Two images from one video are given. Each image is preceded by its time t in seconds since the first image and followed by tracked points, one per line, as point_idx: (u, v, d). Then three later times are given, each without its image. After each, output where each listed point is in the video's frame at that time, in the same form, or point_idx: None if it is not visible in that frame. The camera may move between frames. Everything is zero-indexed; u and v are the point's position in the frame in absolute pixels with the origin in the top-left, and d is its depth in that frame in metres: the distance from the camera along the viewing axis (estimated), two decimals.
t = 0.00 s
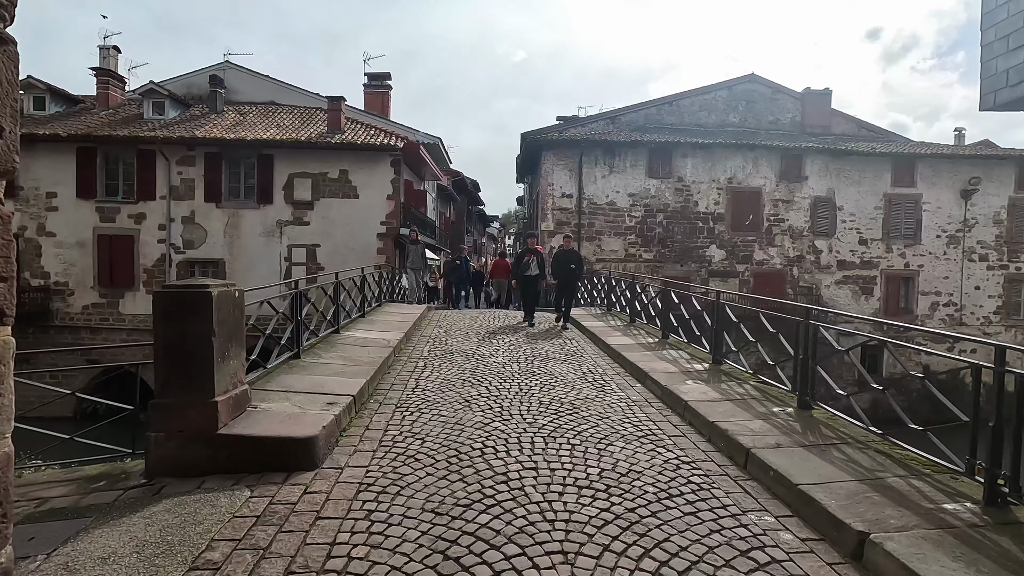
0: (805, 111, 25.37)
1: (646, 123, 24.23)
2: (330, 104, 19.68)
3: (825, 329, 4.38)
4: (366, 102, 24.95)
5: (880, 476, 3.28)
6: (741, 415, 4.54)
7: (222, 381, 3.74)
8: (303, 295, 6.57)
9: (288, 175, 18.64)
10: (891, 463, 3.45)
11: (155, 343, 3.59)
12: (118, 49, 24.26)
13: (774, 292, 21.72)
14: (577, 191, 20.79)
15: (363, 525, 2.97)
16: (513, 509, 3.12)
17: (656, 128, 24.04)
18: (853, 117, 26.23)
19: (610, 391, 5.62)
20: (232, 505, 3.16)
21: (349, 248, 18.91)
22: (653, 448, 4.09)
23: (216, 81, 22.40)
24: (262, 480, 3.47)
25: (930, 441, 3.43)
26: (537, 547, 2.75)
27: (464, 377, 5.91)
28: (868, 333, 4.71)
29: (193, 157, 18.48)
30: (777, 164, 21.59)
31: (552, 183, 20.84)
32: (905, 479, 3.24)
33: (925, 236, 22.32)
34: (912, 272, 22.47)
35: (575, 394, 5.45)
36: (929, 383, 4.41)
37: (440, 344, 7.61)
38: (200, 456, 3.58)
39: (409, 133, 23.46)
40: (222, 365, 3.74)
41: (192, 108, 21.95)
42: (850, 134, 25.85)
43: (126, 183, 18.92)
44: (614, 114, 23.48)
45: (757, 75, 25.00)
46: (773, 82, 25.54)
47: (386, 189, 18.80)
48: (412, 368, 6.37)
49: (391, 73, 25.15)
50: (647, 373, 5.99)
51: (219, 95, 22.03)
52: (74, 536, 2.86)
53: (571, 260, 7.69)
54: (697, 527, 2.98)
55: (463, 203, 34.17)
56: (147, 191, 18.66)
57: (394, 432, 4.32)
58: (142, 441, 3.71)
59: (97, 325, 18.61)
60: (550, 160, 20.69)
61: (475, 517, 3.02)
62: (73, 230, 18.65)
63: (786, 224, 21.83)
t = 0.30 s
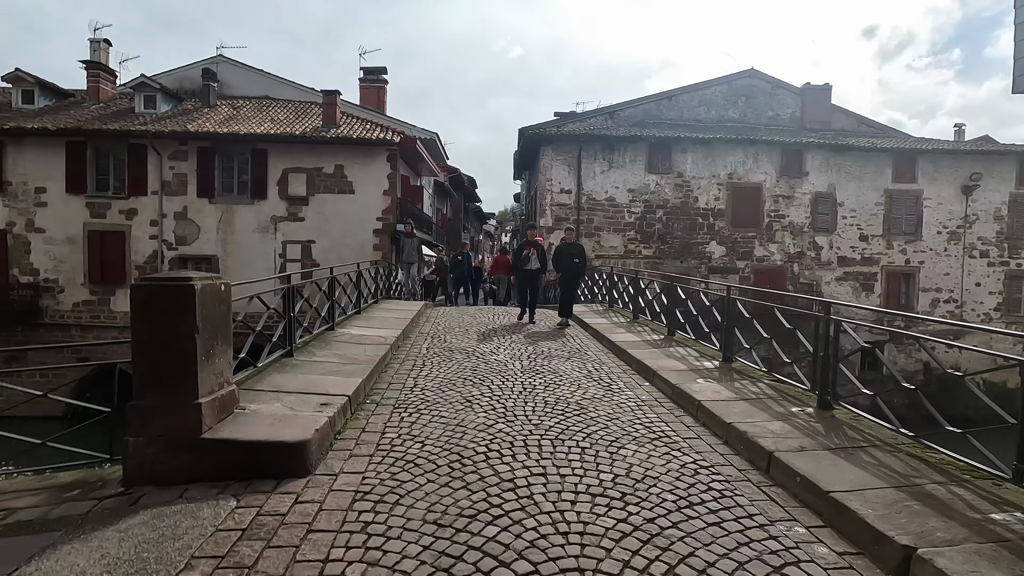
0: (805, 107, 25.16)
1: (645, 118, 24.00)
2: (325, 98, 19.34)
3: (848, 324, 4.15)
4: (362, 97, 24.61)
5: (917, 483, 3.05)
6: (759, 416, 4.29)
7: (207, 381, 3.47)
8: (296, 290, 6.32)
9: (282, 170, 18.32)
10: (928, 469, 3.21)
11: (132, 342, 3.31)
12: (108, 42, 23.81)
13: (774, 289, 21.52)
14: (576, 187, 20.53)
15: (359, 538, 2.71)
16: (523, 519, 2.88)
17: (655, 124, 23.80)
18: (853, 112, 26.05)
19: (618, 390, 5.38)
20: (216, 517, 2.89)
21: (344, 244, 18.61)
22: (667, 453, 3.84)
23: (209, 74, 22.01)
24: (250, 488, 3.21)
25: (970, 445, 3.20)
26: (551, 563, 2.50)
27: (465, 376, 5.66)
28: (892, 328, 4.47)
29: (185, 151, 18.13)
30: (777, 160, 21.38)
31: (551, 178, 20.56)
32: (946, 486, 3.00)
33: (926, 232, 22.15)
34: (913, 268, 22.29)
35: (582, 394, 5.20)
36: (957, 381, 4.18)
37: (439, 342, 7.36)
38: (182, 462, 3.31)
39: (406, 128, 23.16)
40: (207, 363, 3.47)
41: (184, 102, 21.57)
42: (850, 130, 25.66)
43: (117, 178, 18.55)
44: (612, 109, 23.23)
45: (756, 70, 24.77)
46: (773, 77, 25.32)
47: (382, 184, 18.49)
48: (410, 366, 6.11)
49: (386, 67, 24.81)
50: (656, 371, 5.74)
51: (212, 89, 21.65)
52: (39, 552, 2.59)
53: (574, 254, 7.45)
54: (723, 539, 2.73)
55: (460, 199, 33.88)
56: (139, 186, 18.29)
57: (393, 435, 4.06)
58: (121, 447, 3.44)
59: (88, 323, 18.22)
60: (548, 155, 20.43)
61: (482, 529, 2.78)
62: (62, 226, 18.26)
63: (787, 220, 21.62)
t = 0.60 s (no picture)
0: (804, 103, 24.97)
1: (643, 114, 23.76)
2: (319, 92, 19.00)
3: (871, 327, 3.93)
4: (357, 92, 24.26)
5: (957, 500, 2.83)
6: (778, 423, 4.07)
7: (189, 390, 3.21)
8: (288, 291, 6.06)
9: (276, 166, 17.99)
10: (967, 484, 2.99)
11: (107, 348, 3.05)
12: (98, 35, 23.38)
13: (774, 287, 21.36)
14: (575, 183, 20.28)
15: (354, 565, 2.47)
16: (533, 543, 2.64)
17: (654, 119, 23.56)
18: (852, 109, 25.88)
19: (625, 395, 5.14)
20: (196, 542, 2.64)
21: (339, 241, 18.31)
22: (683, 465, 3.61)
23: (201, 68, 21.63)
24: (235, 507, 2.96)
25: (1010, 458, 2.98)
26: None
27: (466, 379, 5.41)
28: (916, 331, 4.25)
29: (176, 146, 17.78)
30: (777, 156, 21.19)
31: (549, 174, 20.28)
32: (987, 504, 2.79)
33: (926, 230, 22.02)
34: (912, 266, 22.17)
35: (588, 399, 4.97)
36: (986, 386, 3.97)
37: (437, 343, 7.10)
38: (162, 479, 3.06)
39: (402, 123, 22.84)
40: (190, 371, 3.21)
41: (176, 97, 21.18)
42: (849, 126, 25.50)
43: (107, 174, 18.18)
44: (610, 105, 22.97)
45: (756, 65, 24.55)
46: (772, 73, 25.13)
47: (377, 180, 18.18)
48: (408, 369, 5.86)
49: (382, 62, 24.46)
50: (663, 375, 5.52)
51: (204, 84, 21.27)
52: None
53: (577, 254, 7.22)
54: (752, 565, 2.50)
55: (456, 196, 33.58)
56: (129, 182, 17.94)
57: (390, 446, 3.82)
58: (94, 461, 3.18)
59: (78, 321, 17.87)
60: (546, 151, 20.16)
61: (489, 554, 2.54)
62: (51, 223, 17.88)
63: (786, 217, 21.43)
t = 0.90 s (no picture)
0: (803, 99, 24.79)
1: (642, 110, 23.54)
2: (315, 87, 18.70)
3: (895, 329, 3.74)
4: (353, 87, 23.96)
5: (999, 517, 2.64)
6: (797, 429, 3.88)
7: (171, 398, 2.98)
8: (281, 289, 5.82)
9: (271, 161, 17.72)
10: (1005, 497, 2.80)
11: (81, 354, 2.81)
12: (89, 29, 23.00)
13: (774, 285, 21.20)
14: (574, 180, 20.05)
15: None
16: (545, 565, 2.43)
17: (653, 116, 23.35)
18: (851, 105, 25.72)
19: (634, 398, 4.93)
20: (176, 564, 2.42)
21: (335, 238, 18.04)
22: (699, 476, 3.40)
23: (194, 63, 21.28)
24: (221, 525, 2.74)
25: None
26: None
27: (466, 381, 5.20)
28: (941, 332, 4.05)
29: (169, 142, 17.48)
30: (777, 153, 21.01)
31: (547, 171, 20.04)
32: None
33: (926, 227, 21.89)
34: (912, 263, 22.05)
35: (594, 402, 4.77)
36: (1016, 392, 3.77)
37: (436, 343, 6.89)
38: (141, 494, 2.82)
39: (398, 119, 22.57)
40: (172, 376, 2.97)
41: (168, 92, 20.84)
42: (849, 123, 25.34)
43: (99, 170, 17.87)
44: (609, 101, 22.73)
45: (755, 61, 24.35)
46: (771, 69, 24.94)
47: (374, 177, 17.92)
48: (406, 371, 5.65)
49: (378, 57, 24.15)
50: (672, 376, 5.31)
51: (198, 78, 20.94)
52: None
53: (582, 249, 7.02)
54: None
55: (453, 192, 33.29)
56: (121, 178, 17.62)
57: (387, 454, 3.61)
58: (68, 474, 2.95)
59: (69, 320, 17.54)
60: (544, 147, 19.92)
61: None
62: (41, 219, 17.54)
63: (787, 214, 21.27)
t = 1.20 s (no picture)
0: (809, 94, 24.46)
1: (646, 105, 23.24)
2: (314, 82, 18.43)
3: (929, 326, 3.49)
4: (353, 82, 23.68)
5: None
6: (823, 433, 3.63)
7: (148, 401, 2.73)
8: (275, 285, 5.58)
9: (271, 157, 17.48)
10: None
11: (49, 352, 2.57)
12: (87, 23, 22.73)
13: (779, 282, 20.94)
14: (577, 175, 19.76)
15: None
16: None
17: (657, 110, 23.06)
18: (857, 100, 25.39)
19: (645, 400, 4.68)
20: None
21: (335, 234, 17.80)
22: (720, 484, 3.15)
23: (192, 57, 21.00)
24: (202, 540, 2.50)
25: None
26: None
27: (469, 382, 4.96)
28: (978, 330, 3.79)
29: (167, 137, 17.22)
30: (783, 148, 20.71)
31: (550, 166, 19.76)
32: None
33: (934, 223, 21.59)
34: (920, 260, 21.76)
35: (603, 403, 4.52)
36: None
37: (438, 341, 6.65)
38: (116, 505, 2.59)
39: (399, 114, 22.30)
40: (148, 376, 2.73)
41: (167, 86, 20.58)
42: (855, 117, 25.01)
43: (96, 165, 17.64)
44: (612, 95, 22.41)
45: (760, 56, 24.03)
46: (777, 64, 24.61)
47: (375, 172, 17.67)
48: (407, 370, 5.41)
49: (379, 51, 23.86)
50: (684, 376, 5.06)
51: (196, 73, 20.66)
52: None
53: (593, 247, 6.76)
54: None
55: (455, 189, 33.02)
56: (119, 174, 17.40)
57: (386, 460, 3.36)
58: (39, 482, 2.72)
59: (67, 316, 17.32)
60: (547, 142, 19.64)
61: None
62: (38, 215, 17.31)
63: (793, 210, 20.99)
